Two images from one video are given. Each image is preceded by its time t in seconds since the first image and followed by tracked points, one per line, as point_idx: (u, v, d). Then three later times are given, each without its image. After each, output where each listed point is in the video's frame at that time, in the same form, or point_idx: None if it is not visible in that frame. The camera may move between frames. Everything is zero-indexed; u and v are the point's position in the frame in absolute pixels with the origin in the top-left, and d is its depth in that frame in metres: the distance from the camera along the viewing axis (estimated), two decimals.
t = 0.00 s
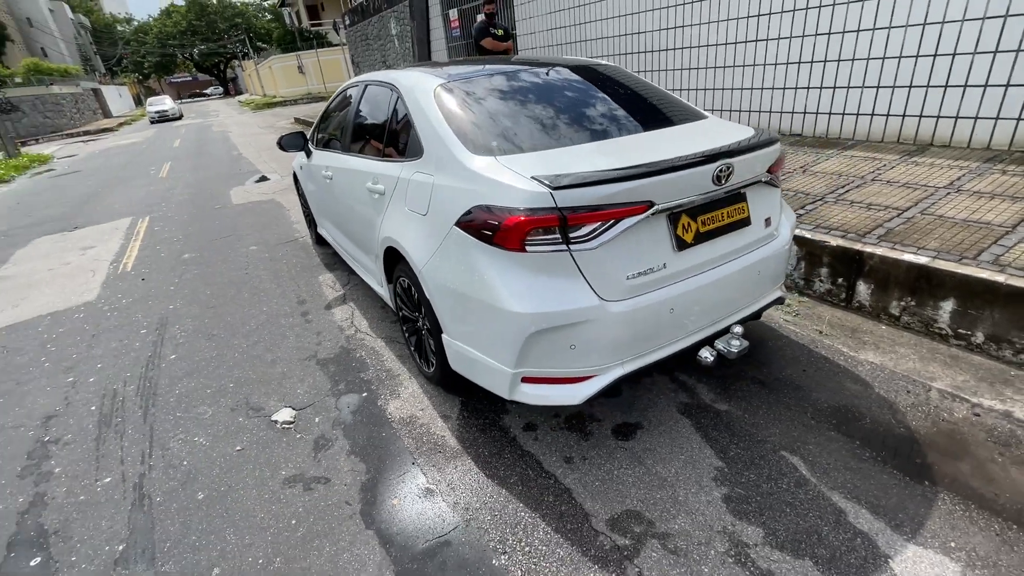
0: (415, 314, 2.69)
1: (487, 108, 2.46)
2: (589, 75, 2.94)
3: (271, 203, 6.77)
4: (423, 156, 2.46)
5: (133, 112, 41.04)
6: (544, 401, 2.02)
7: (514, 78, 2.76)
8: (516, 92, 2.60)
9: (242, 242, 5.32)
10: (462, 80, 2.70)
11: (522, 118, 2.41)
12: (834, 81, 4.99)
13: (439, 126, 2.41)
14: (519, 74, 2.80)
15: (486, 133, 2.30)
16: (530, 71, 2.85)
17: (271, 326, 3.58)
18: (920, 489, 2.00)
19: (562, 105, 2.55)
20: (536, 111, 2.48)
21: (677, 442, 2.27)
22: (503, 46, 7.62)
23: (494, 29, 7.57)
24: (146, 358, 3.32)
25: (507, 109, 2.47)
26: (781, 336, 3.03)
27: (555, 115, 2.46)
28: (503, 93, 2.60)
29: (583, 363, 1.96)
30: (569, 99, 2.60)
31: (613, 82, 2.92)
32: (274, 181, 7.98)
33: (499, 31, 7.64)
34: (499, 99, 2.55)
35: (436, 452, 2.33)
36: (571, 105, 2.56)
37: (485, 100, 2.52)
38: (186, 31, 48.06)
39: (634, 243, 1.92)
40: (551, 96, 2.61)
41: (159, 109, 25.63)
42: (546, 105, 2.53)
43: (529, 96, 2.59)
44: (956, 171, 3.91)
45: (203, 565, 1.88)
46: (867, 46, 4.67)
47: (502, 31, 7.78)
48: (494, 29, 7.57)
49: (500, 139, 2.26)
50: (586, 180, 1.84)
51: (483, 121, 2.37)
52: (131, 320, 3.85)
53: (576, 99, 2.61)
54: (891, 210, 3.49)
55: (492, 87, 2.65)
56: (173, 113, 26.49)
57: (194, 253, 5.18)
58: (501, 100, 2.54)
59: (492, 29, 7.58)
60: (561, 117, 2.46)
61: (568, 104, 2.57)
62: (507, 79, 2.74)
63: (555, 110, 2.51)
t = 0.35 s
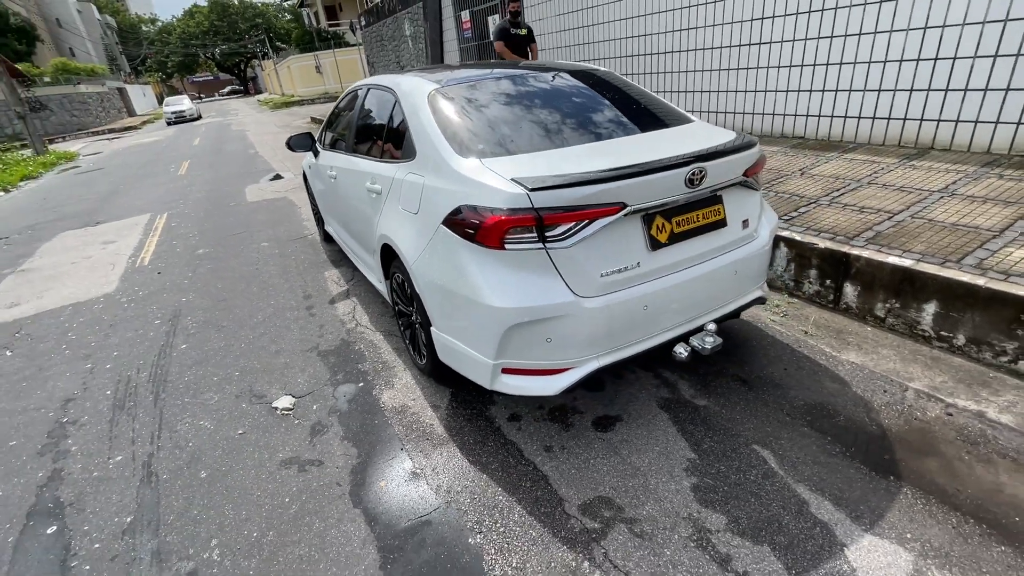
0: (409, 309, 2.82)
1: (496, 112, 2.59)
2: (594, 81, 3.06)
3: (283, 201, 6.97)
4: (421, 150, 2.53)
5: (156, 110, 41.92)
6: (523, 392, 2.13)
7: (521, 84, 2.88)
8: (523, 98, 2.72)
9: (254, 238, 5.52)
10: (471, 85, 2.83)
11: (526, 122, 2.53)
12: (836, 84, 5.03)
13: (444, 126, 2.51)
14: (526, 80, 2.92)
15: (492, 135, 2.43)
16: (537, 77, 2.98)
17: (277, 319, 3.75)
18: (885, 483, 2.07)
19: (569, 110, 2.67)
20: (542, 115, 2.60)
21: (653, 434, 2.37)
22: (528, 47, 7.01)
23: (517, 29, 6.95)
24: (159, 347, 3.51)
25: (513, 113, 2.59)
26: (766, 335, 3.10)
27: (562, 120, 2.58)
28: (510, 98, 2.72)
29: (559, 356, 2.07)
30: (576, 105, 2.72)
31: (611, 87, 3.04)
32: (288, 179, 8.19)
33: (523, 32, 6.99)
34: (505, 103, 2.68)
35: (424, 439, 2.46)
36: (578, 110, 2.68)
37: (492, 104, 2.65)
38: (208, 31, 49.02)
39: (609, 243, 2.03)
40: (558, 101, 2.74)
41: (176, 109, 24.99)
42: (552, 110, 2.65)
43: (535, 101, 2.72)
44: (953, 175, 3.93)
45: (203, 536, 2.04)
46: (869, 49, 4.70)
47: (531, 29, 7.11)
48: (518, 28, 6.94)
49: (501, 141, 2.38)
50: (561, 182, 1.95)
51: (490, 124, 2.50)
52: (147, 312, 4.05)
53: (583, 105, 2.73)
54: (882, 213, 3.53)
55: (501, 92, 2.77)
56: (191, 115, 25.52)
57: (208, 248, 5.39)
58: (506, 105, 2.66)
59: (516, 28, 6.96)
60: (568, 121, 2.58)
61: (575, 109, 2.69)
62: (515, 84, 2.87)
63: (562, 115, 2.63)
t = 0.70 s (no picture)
0: (406, 296, 2.95)
1: (503, 108, 2.71)
2: (598, 81, 3.16)
3: (292, 192, 7.14)
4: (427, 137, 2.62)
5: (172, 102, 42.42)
6: (507, 372, 2.25)
7: (528, 82, 2.99)
8: (529, 96, 2.83)
9: (262, 228, 5.69)
10: (480, 82, 2.95)
11: (532, 118, 2.65)
12: (837, 84, 5.08)
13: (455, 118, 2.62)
14: (533, 78, 3.03)
15: (499, 130, 2.54)
16: (542, 76, 3.08)
17: (281, 304, 3.90)
18: (851, 467, 2.16)
19: (574, 109, 2.77)
20: (546, 112, 2.71)
21: (633, 418, 2.49)
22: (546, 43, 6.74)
23: (535, 26, 6.65)
24: (169, 328, 3.67)
25: (518, 109, 2.71)
26: (752, 328, 3.19)
27: (568, 118, 2.69)
28: (517, 96, 2.83)
29: (542, 338, 2.19)
30: (583, 104, 2.83)
31: (614, 86, 3.14)
32: (297, 172, 8.36)
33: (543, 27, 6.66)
34: (510, 99, 2.80)
35: (416, 418, 2.59)
36: (584, 108, 2.78)
37: (496, 101, 2.76)
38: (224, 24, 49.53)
39: (590, 232, 2.14)
40: (565, 99, 2.84)
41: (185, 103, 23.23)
42: (558, 108, 2.76)
43: (541, 98, 2.83)
44: (946, 175, 3.97)
45: (206, 500, 2.18)
46: (869, 50, 4.75)
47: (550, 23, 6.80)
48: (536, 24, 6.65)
49: (505, 134, 2.50)
50: (545, 174, 2.06)
51: (496, 119, 2.61)
52: (158, 296, 4.22)
53: (589, 104, 2.83)
54: (872, 211, 3.60)
55: (507, 89, 2.89)
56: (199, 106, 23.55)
57: (218, 237, 5.56)
58: (512, 101, 2.78)
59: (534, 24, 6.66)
60: (574, 119, 2.69)
61: (581, 107, 2.79)
62: (521, 82, 2.98)
63: (568, 113, 2.73)
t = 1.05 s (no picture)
0: (408, 279, 3.08)
1: (513, 102, 2.82)
2: (606, 78, 3.26)
3: (304, 184, 7.32)
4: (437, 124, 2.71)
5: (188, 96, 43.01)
6: (501, 349, 2.38)
7: (538, 78, 3.10)
8: (539, 91, 2.94)
9: (275, 217, 5.86)
10: (490, 76, 3.07)
11: (540, 112, 2.76)
12: (840, 83, 5.12)
13: (467, 109, 2.74)
14: (544, 75, 3.14)
15: (508, 122, 2.65)
16: (552, 72, 3.19)
17: (291, 288, 4.06)
18: (827, 446, 2.26)
19: (583, 105, 2.88)
20: (554, 107, 2.82)
21: (622, 397, 2.61)
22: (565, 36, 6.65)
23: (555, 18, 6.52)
24: (183, 308, 3.84)
25: (528, 103, 2.82)
26: (743, 317, 3.29)
27: (577, 113, 2.80)
28: (527, 91, 2.94)
29: (533, 317, 2.31)
30: (591, 100, 2.93)
31: (621, 83, 3.24)
32: (309, 164, 8.54)
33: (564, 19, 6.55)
34: (520, 93, 2.91)
35: (415, 393, 2.73)
36: (593, 105, 2.89)
37: (504, 95, 2.87)
38: (241, 19, 50.11)
39: (581, 217, 2.25)
40: (575, 96, 2.95)
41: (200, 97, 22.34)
42: (568, 103, 2.87)
43: (551, 93, 2.94)
44: (943, 173, 4.02)
45: (216, 462, 2.33)
46: (873, 48, 4.79)
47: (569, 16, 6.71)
48: (556, 16, 6.54)
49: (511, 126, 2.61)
50: (537, 160, 2.18)
51: (507, 113, 2.73)
52: (174, 278, 4.41)
53: (598, 101, 2.94)
54: (866, 207, 3.66)
55: (516, 84, 3.00)
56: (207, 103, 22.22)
57: (232, 225, 5.75)
58: (521, 95, 2.90)
59: (553, 15, 6.56)
60: (583, 114, 2.79)
61: (589, 103, 2.90)
62: (531, 78, 3.09)
63: (578, 108, 2.84)
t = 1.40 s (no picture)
0: (402, 275, 3.13)
1: (517, 102, 2.88)
2: (611, 81, 3.31)
3: (309, 180, 7.43)
4: (437, 117, 2.77)
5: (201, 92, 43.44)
6: (486, 345, 2.43)
7: (543, 80, 3.15)
8: (546, 93, 3.00)
9: (279, 213, 5.96)
10: (496, 77, 3.13)
11: (544, 113, 2.82)
12: (841, 86, 5.11)
13: (473, 109, 2.79)
14: (549, 77, 3.19)
15: (510, 122, 2.71)
16: (558, 74, 3.25)
17: (290, 283, 4.13)
18: (806, 446, 2.29)
19: (589, 108, 2.93)
20: (559, 109, 2.87)
21: (606, 395, 2.65)
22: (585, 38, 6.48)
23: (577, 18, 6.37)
24: (185, 301, 3.93)
25: (532, 104, 2.88)
26: (733, 318, 3.31)
27: (583, 115, 2.85)
28: (532, 93, 3.00)
29: (518, 314, 2.36)
30: (596, 103, 2.98)
31: (624, 87, 3.29)
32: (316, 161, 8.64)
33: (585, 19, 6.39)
34: (525, 95, 2.97)
35: (405, 387, 2.78)
36: (598, 108, 2.94)
37: (509, 96, 2.92)
38: (255, 17, 50.65)
39: (566, 216, 2.29)
40: (581, 99, 3.00)
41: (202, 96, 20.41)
42: (573, 106, 2.92)
43: (556, 95, 2.99)
44: (941, 177, 4.01)
45: (208, 449, 2.40)
46: (874, 52, 4.78)
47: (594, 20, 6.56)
48: (578, 17, 6.38)
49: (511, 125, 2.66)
50: (523, 160, 2.22)
51: (511, 113, 2.79)
52: (178, 271, 4.50)
53: (604, 104, 2.99)
54: (861, 210, 3.67)
55: (521, 85, 3.05)
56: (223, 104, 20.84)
57: (237, 220, 5.85)
58: (525, 96, 2.95)
59: (576, 16, 6.40)
60: (589, 117, 2.84)
61: (594, 106, 2.95)
62: (537, 80, 3.14)
63: (583, 111, 2.89)
